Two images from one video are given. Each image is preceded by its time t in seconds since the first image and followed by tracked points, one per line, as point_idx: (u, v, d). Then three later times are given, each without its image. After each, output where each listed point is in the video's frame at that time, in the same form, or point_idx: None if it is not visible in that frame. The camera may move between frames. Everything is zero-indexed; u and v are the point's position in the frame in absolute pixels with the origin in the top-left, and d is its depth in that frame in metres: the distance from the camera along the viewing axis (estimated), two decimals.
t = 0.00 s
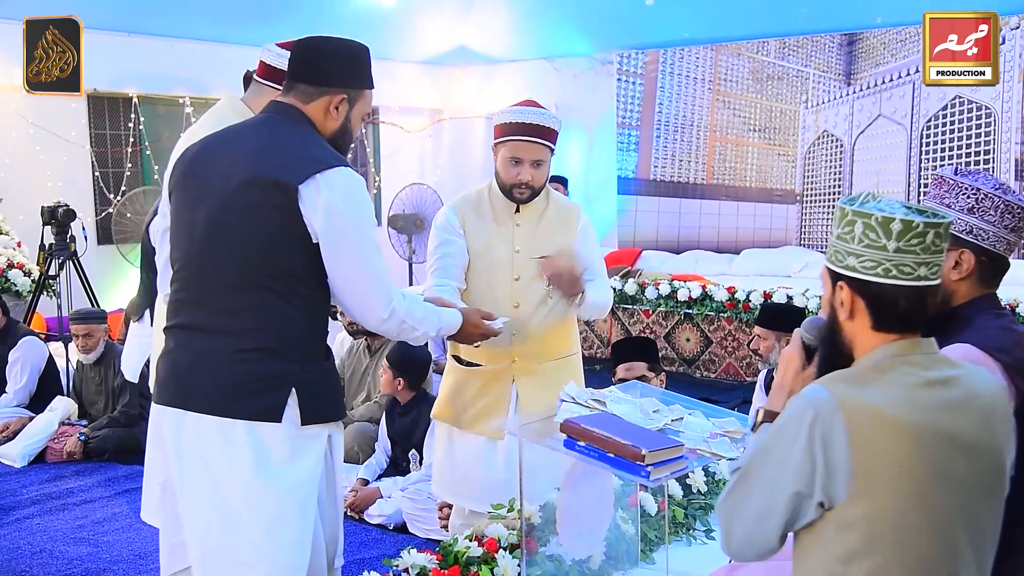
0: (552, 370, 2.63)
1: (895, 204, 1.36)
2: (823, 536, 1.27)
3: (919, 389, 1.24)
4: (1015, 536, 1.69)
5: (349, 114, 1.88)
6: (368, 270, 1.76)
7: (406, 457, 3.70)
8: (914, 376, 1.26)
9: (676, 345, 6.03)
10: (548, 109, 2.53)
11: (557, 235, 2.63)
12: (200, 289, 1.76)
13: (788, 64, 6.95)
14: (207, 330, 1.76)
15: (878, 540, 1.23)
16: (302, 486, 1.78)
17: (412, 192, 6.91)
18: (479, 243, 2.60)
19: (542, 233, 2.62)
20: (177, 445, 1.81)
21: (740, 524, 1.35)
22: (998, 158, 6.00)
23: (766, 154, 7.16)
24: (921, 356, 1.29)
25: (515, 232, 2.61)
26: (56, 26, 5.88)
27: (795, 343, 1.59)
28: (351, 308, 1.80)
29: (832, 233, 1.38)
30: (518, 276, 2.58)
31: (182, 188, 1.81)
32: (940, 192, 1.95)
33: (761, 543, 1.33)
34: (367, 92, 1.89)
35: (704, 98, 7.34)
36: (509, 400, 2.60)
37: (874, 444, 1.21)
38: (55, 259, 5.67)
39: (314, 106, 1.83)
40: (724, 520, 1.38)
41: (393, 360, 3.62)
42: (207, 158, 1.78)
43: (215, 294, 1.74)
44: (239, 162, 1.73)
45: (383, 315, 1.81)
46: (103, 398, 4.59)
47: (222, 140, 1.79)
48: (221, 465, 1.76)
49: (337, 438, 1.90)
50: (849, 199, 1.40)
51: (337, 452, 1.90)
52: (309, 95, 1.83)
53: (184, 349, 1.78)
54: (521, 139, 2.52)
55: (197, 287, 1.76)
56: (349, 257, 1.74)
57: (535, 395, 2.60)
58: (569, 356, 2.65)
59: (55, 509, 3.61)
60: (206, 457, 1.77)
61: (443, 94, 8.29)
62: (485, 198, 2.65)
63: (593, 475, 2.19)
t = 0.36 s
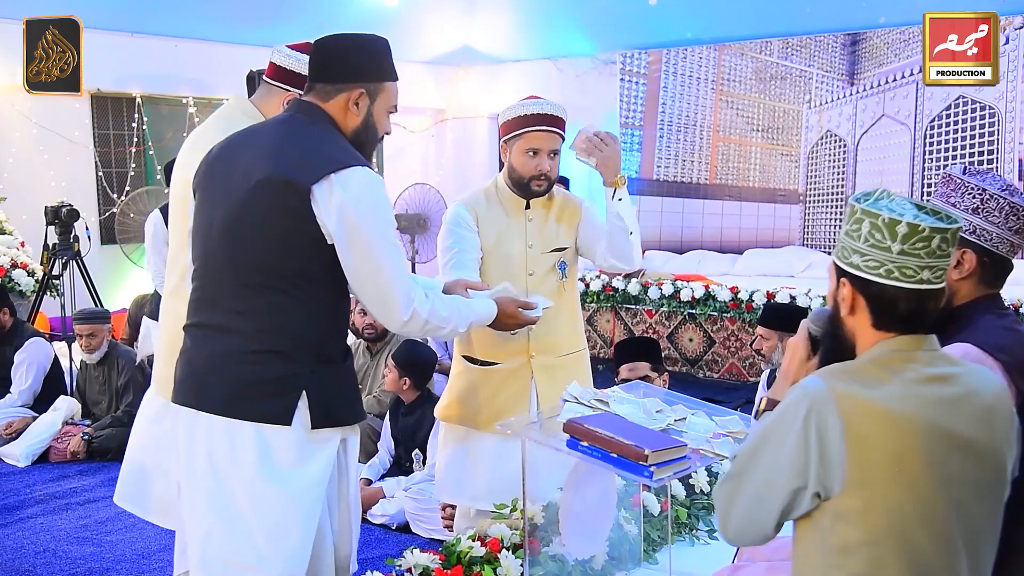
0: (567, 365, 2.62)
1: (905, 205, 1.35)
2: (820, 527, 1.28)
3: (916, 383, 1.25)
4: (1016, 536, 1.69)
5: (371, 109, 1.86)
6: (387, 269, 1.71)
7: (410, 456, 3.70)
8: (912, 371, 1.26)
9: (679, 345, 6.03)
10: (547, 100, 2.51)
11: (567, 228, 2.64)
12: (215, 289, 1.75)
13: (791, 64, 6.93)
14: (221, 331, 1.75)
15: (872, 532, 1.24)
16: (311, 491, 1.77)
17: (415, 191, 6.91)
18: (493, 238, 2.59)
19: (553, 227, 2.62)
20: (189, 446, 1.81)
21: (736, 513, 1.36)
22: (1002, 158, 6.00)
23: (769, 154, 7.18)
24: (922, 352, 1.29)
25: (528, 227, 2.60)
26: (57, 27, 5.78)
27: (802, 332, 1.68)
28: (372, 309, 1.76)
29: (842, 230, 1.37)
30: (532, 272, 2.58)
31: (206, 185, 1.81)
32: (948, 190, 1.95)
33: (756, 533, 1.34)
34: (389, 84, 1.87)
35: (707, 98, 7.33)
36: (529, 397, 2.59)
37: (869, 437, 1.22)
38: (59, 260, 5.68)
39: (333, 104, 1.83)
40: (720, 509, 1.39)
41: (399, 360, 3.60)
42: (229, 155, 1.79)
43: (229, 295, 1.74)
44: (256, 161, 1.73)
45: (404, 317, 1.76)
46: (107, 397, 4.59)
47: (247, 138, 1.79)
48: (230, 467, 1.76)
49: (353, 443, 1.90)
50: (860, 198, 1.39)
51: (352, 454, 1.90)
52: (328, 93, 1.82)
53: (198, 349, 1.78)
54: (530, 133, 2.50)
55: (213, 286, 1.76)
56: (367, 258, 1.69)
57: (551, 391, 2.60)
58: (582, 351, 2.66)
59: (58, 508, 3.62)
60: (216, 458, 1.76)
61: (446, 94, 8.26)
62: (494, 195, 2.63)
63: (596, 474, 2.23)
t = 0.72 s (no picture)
0: (572, 364, 2.69)
1: (916, 207, 1.34)
2: (816, 519, 1.29)
3: (916, 379, 1.26)
4: (1009, 538, 1.70)
5: (383, 107, 1.83)
6: (398, 273, 1.67)
7: (407, 457, 3.70)
8: (913, 367, 1.27)
9: (675, 345, 6.04)
10: (540, 95, 2.49)
11: (570, 228, 2.67)
12: (222, 292, 1.73)
13: (788, 64, 6.97)
14: (229, 334, 1.71)
15: (867, 525, 1.24)
16: (319, 497, 1.74)
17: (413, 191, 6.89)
18: (503, 239, 2.54)
19: (559, 227, 2.64)
20: (197, 448, 1.79)
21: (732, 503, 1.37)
22: (997, 157, 6.03)
23: (765, 154, 7.18)
24: (924, 349, 1.30)
25: (534, 227, 2.59)
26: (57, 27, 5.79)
27: (806, 323, 1.57)
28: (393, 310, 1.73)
29: (848, 228, 1.37)
30: (542, 272, 2.60)
31: (218, 183, 1.78)
32: (959, 187, 1.98)
33: (752, 522, 1.35)
34: (401, 81, 1.83)
35: (704, 98, 7.33)
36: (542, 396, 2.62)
37: (866, 431, 1.23)
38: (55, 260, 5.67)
39: (344, 102, 1.79)
40: (716, 498, 1.40)
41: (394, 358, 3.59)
42: (239, 154, 1.76)
43: (237, 298, 1.70)
44: (265, 161, 1.69)
45: (425, 316, 1.73)
46: (102, 399, 4.57)
47: (257, 136, 1.75)
48: (237, 472, 1.72)
49: (362, 448, 1.88)
50: (869, 198, 1.39)
51: (361, 460, 1.87)
52: (338, 91, 1.79)
53: (208, 352, 1.75)
54: (541, 131, 2.48)
55: (223, 288, 1.73)
56: (379, 261, 1.66)
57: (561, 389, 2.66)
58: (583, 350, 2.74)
59: (54, 509, 3.62)
60: (223, 463, 1.74)
61: (443, 93, 8.31)
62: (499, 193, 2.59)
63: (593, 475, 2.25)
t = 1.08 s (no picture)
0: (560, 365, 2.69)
1: (910, 208, 1.34)
2: (799, 512, 1.30)
3: (901, 377, 1.26)
4: (991, 538, 1.72)
5: (372, 108, 1.81)
6: (386, 279, 1.66)
7: (392, 457, 3.69)
8: (898, 365, 1.27)
9: (661, 345, 6.05)
10: (550, 101, 2.49)
11: (561, 234, 2.67)
12: (210, 295, 1.71)
13: (772, 65, 6.97)
14: (215, 337, 1.70)
15: (849, 519, 1.26)
16: (306, 502, 1.73)
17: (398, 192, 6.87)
18: (495, 241, 2.54)
19: (550, 231, 2.64)
20: (184, 451, 1.77)
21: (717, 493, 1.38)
22: (980, 157, 6.07)
23: (750, 154, 7.21)
24: (911, 347, 1.30)
25: (526, 229, 2.59)
26: (57, 28, 5.74)
27: (799, 315, 1.58)
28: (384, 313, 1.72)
29: (844, 226, 1.37)
30: (534, 274, 2.59)
31: (205, 183, 1.76)
32: (942, 187, 2.02)
33: (737, 513, 1.36)
34: (392, 81, 1.82)
35: (689, 98, 7.38)
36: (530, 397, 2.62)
37: (851, 426, 1.23)
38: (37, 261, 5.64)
39: (333, 103, 1.77)
40: (702, 488, 1.41)
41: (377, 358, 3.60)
42: (227, 155, 1.74)
43: (224, 302, 1.69)
44: (251, 163, 1.67)
45: (415, 321, 1.71)
46: (86, 399, 4.57)
47: (243, 136, 1.73)
48: (224, 477, 1.70)
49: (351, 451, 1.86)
50: (865, 197, 1.39)
51: (349, 465, 1.84)
52: (327, 91, 1.77)
53: (194, 355, 1.74)
54: (535, 137, 2.48)
55: (209, 291, 1.71)
56: (367, 266, 1.65)
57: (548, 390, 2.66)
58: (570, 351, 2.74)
59: (36, 512, 3.60)
60: (209, 468, 1.72)
61: (428, 93, 8.21)
62: (490, 194, 2.59)
63: (579, 474, 2.22)
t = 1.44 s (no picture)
0: (540, 365, 2.66)
1: (896, 206, 1.36)
2: (786, 508, 1.30)
3: (884, 373, 1.27)
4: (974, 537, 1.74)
5: (343, 106, 1.80)
6: (342, 284, 1.65)
7: (377, 458, 3.70)
8: (881, 362, 1.28)
9: (646, 345, 6.06)
10: (524, 107, 2.49)
11: (541, 234, 2.65)
12: (186, 297, 1.71)
13: (755, 65, 7.00)
14: (193, 338, 1.70)
15: (837, 516, 1.25)
16: (287, 505, 1.72)
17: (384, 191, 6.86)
18: (469, 242, 2.54)
19: (529, 230, 2.63)
20: (163, 454, 1.76)
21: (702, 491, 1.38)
22: (962, 158, 6.12)
23: (734, 154, 7.23)
24: (892, 344, 1.31)
25: (504, 230, 2.59)
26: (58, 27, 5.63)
27: (781, 317, 1.56)
28: (329, 323, 1.68)
29: (830, 222, 1.38)
30: (510, 273, 2.58)
31: (176, 186, 1.76)
32: (916, 189, 2.04)
33: (723, 512, 1.36)
34: (363, 78, 1.81)
35: (673, 99, 7.39)
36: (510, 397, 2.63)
37: (836, 422, 1.24)
38: (19, 262, 5.60)
39: (303, 102, 1.76)
40: (687, 486, 1.41)
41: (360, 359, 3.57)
42: (198, 157, 1.73)
43: (201, 303, 1.69)
44: (223, 165, 1.67)
45: (364, 331, 1.68)
46: (69, 400, 4.55)
47: (213, 138, 1.73)
48: (204, 479, 1.69)
49: (332, 450, 1.84)
50: (852, 193, 1.40)
51: (331, 464, 1.84)
52: (298, 90, 1.76)
53: (172, 357, 1.74)
54: (507, 142, 2.48)
55: (185, 293, 1.71)
56: (329, 265, 1.64)
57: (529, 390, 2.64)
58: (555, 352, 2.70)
59: (18, 514, 3.57)
60: (189, 470, 1.70)
61: (413, 92, 8.16)
62: (468, 195, 2.59)
63: (563, 475, 2.22)
